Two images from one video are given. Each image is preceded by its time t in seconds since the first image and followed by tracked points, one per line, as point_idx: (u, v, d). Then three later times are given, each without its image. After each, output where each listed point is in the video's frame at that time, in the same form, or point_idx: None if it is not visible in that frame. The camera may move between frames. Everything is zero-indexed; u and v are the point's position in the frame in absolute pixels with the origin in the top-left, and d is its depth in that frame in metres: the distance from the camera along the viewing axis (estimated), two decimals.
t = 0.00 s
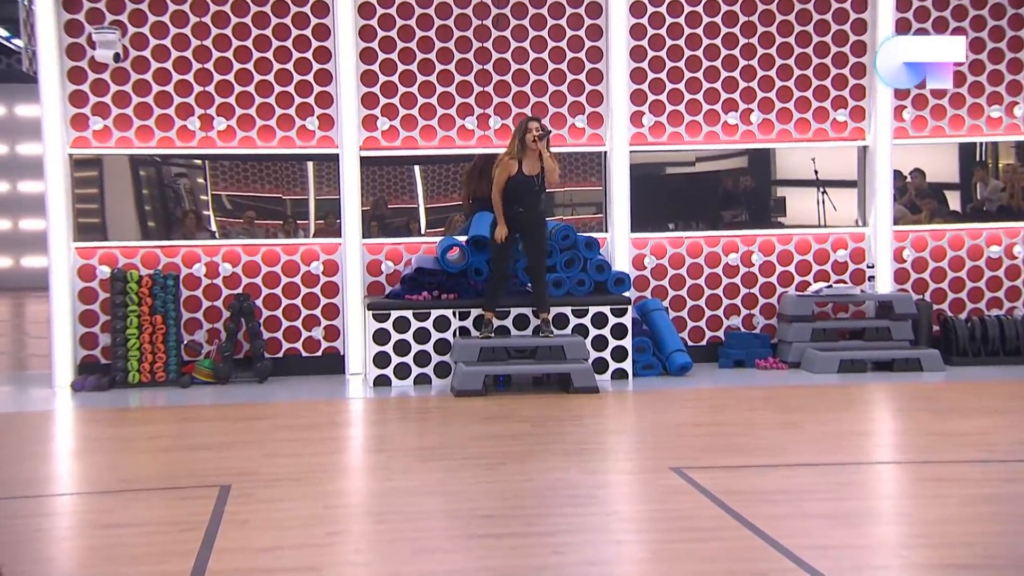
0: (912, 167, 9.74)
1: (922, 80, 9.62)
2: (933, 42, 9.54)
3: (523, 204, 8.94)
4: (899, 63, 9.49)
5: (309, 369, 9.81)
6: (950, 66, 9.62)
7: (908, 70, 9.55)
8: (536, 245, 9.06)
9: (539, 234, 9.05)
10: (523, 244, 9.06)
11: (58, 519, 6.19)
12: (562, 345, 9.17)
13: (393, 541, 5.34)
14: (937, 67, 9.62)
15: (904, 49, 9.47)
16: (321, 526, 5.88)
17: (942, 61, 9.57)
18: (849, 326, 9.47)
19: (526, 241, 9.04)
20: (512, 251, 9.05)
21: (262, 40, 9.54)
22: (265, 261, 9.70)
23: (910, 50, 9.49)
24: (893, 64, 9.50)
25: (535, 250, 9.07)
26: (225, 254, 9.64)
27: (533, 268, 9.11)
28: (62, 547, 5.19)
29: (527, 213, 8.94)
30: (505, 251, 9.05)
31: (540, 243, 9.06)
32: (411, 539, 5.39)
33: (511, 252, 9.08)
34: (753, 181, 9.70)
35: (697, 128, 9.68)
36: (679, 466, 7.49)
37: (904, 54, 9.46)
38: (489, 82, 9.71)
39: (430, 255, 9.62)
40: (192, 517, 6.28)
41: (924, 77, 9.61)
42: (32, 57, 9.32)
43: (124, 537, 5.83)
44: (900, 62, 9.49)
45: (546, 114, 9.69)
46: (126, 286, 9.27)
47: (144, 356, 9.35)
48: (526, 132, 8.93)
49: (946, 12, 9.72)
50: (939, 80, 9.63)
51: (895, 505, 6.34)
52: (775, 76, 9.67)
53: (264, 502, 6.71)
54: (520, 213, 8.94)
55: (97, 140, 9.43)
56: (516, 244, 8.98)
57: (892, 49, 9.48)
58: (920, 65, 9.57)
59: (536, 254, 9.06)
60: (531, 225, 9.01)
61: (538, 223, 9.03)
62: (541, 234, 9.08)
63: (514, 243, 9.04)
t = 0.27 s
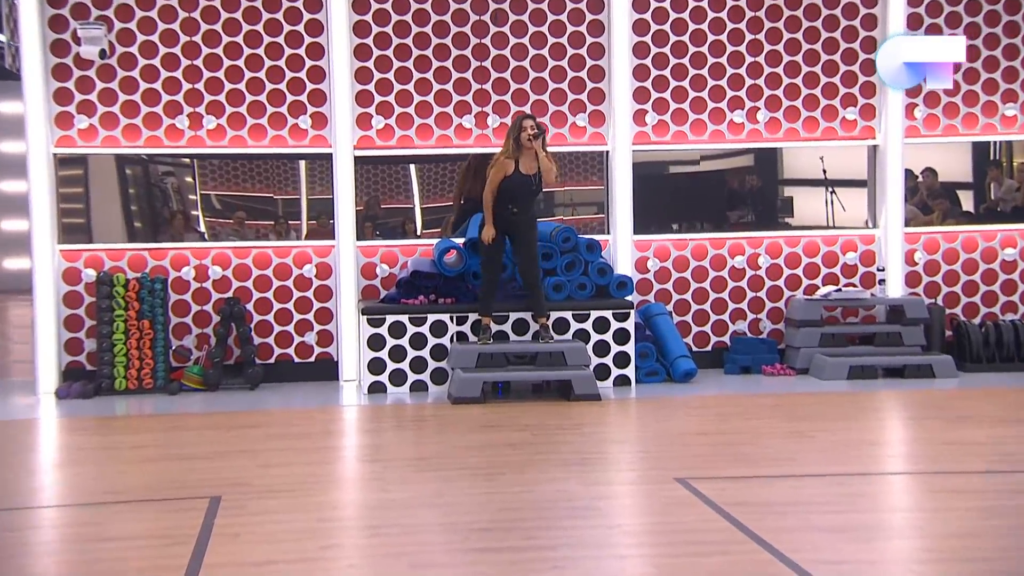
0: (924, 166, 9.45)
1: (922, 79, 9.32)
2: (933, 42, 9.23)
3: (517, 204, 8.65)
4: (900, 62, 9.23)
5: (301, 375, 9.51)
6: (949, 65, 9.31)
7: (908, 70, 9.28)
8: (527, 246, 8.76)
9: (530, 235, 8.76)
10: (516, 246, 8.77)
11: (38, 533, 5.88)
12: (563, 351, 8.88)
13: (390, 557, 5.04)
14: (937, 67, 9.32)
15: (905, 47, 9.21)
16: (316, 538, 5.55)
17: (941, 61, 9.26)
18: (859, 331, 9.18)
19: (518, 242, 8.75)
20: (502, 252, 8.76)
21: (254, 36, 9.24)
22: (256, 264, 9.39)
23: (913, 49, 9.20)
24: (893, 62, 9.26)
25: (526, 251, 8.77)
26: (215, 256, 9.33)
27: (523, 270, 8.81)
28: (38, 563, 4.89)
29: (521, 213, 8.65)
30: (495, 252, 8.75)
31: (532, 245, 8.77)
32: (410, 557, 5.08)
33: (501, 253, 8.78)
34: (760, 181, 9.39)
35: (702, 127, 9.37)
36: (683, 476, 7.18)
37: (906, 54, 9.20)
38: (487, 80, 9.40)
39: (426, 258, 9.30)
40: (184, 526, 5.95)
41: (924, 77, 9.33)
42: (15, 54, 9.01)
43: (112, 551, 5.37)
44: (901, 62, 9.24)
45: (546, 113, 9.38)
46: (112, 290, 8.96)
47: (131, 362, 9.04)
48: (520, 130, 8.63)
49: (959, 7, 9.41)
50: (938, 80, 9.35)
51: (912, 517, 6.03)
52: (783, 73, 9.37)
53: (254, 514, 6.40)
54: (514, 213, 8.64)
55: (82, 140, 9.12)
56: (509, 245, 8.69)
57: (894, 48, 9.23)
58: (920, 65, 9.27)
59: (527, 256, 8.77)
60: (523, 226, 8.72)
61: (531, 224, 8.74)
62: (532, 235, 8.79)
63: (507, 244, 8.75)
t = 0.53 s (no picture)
0: (938, 165, 9.13)
1: (921, 80, 8.98)
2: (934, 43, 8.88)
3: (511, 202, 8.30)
4: (900, 62, 8.90)
5: (293, 383, 9.18)
6: (950, 65, 8.98)
7: (907, 70, 8.96)
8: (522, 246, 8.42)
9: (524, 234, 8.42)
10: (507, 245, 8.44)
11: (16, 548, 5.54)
12: (564, 358, 8.56)
13: None
14: (937, 66, 8.98)
15: (905, 48, 8.87)
16: (308, 554, 5.21)
17: (942, 61, 8.93)
18: (871, 337, 8.86)
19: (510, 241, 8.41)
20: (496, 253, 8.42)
21: (244, 31, 8.90)
22: (246, 268, 9.05)
23: (913, 49, 8.86)
24: (893, 63, 8.93)
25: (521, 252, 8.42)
26: (204, 260, 8.99)
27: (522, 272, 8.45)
28: None
29: (512, 210, 8.30)
30: (488, 253, 8.42)
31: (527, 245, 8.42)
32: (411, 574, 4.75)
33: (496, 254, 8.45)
34: (769, 181, 9.08)
35: (708, 126, 9.05)
36: (689, 488, 6.84)
37: (905, 55, 8.87)
38: (486, 76, 9.05)
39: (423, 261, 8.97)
40: (174, 539, 5.59)
41: (924, 78, 8.99)
42: None
43: (101, 571, 4.88)
44: (901, 62, 8.91)
45: (547, 111, 9.04)
46: (97, 295, 8.61)
47: (116, 369, 8.70)
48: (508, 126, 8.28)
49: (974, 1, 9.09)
50: (940, 80, 9.01)
51: (929, 529, 5.69)
52: (792, 69, 9.04)
53: (243, 529, 6.06)
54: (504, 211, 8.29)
55: (65, 139, 8.77)
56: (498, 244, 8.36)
57: (894, 49, 8.91)
58: (920, 65, 8.94)
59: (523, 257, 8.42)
60: (515, 224, 8.38)
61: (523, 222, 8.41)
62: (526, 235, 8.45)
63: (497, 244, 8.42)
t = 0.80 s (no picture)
0: (953, 162, 8.81)
1: (921, 79, 8.67)
2: (935, 43, 8.58)
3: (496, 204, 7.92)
4: (900, 62, 8.62)
5: (284, 390, 8.83)
6: (950, 65, 8.65)
7: (907, 70, 8.66)
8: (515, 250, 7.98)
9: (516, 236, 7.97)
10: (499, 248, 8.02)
11: None
12: (565, 363, 8.24)
13: None
14: (936, 66, 8.65)
15: (905, 48, 8.59)
16: (299, 570, 4.86)
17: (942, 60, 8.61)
18: (884, 342, 8.52)
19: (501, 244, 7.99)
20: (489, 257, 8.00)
21: (232, 25, 8.56)
22: (234, 270, 8.70)
23: (914, 50, 8.58)
24: (893, 63, 8.64)
25: (515, 256, 7.98)
26: (191, 262, 8.64)
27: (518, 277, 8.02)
28: None
29: (493, 211, 7.94)
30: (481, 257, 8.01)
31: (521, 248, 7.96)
32: None
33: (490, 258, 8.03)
34: (778, 181, 8.74)
35: (715, 122, 8.71)
36: (695, 500, 6.50)
37: (906, 55, 8.59)
38: (483, 71, 8.71)
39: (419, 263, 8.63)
40: (161, 553, 5.23)
41: (925, 77, 8.66)
42: None
43: None
44: (902, 62, 8.63)
45: (547, 107, 8.69)
46: (80, 298, 8.27)
47: (100, 376, 8.36)
48: (496, 127, 7.92)
49: None
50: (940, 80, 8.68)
51: (946, 543, 5.34)
52: (802, 64, 8.70)
53: (230, 543, 5.72)
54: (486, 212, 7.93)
55: (47, 136, 8.43)
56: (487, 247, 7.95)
57: (894, 48, 8.63)
58: (920, 65, 8.64)
59: (516, 261, 7.98)
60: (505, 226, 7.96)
61: (514, 223, 7.97)
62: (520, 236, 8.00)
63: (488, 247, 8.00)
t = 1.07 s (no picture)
0: (967, 160, 8.53)
1: (921, 80, 8.36)
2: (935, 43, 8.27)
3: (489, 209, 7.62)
4: (900, 63, 8.30)
5: (275, 396, 8.54)
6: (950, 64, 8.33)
7: (907, 69, 8.35)
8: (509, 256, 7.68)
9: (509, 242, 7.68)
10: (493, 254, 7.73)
11: None
12: (566, 369, 7.97)
13: None
14: (936, 66, 8.33)
15: (906, 47, 8.28)
16: None
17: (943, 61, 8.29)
18: (896, 347, 8.24)
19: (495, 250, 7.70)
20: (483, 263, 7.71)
21: (222, 19, 8.27)
22: (224, 273, 8.41)
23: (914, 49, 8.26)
24: (894, 63, 8.35)
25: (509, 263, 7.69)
26: (179, 264, 8.36)
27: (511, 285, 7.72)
28: None
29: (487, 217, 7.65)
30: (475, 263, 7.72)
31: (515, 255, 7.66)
32: None
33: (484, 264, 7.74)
34: (786, 180, 8.45)
35: (721, 120, 8.43)
36: (700, 511, 6.21)
37: (906, 55, 8.28)
38: (482, 67, 8.43)
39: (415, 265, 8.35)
40: (148, 568, 4.92)
41: (924, 78, 8.37)
42: None
43: None
44: (901, 62, 8.32)
45: (548, 104, 8.41)
46: (63, 302, 7.96)
47: (85, 383, 8.07)
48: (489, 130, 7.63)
49: None
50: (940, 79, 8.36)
51: (960, 557, 5.04)
52: (811, 59, 8.42)
53: (215, 556, 5.43)
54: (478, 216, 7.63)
55: (29, 134, 8.14)
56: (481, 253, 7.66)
57: (896, 50, 8.31)
58: (920, 65, 8.33)
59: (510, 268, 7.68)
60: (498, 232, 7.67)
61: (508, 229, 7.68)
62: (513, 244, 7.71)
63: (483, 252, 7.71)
